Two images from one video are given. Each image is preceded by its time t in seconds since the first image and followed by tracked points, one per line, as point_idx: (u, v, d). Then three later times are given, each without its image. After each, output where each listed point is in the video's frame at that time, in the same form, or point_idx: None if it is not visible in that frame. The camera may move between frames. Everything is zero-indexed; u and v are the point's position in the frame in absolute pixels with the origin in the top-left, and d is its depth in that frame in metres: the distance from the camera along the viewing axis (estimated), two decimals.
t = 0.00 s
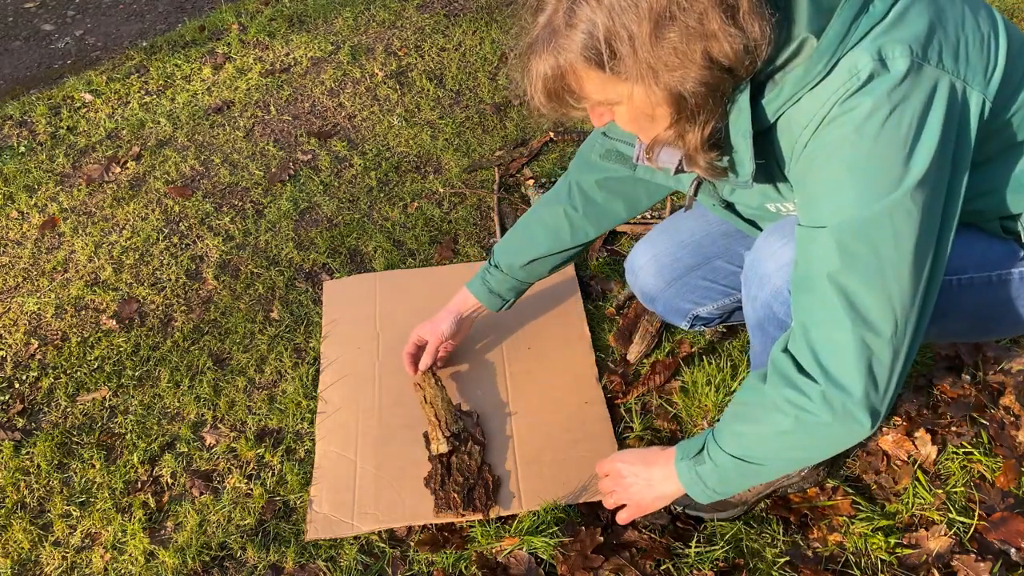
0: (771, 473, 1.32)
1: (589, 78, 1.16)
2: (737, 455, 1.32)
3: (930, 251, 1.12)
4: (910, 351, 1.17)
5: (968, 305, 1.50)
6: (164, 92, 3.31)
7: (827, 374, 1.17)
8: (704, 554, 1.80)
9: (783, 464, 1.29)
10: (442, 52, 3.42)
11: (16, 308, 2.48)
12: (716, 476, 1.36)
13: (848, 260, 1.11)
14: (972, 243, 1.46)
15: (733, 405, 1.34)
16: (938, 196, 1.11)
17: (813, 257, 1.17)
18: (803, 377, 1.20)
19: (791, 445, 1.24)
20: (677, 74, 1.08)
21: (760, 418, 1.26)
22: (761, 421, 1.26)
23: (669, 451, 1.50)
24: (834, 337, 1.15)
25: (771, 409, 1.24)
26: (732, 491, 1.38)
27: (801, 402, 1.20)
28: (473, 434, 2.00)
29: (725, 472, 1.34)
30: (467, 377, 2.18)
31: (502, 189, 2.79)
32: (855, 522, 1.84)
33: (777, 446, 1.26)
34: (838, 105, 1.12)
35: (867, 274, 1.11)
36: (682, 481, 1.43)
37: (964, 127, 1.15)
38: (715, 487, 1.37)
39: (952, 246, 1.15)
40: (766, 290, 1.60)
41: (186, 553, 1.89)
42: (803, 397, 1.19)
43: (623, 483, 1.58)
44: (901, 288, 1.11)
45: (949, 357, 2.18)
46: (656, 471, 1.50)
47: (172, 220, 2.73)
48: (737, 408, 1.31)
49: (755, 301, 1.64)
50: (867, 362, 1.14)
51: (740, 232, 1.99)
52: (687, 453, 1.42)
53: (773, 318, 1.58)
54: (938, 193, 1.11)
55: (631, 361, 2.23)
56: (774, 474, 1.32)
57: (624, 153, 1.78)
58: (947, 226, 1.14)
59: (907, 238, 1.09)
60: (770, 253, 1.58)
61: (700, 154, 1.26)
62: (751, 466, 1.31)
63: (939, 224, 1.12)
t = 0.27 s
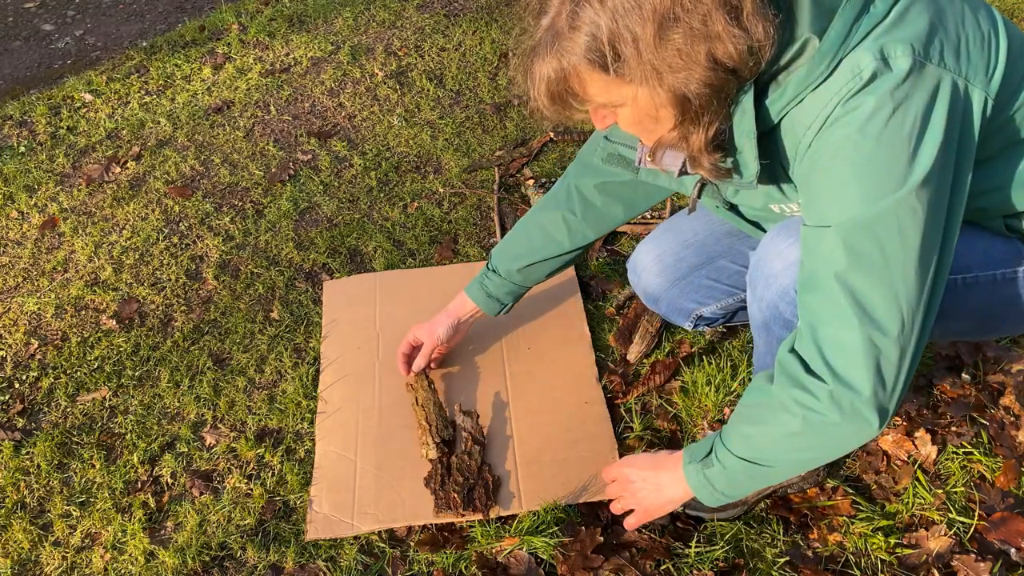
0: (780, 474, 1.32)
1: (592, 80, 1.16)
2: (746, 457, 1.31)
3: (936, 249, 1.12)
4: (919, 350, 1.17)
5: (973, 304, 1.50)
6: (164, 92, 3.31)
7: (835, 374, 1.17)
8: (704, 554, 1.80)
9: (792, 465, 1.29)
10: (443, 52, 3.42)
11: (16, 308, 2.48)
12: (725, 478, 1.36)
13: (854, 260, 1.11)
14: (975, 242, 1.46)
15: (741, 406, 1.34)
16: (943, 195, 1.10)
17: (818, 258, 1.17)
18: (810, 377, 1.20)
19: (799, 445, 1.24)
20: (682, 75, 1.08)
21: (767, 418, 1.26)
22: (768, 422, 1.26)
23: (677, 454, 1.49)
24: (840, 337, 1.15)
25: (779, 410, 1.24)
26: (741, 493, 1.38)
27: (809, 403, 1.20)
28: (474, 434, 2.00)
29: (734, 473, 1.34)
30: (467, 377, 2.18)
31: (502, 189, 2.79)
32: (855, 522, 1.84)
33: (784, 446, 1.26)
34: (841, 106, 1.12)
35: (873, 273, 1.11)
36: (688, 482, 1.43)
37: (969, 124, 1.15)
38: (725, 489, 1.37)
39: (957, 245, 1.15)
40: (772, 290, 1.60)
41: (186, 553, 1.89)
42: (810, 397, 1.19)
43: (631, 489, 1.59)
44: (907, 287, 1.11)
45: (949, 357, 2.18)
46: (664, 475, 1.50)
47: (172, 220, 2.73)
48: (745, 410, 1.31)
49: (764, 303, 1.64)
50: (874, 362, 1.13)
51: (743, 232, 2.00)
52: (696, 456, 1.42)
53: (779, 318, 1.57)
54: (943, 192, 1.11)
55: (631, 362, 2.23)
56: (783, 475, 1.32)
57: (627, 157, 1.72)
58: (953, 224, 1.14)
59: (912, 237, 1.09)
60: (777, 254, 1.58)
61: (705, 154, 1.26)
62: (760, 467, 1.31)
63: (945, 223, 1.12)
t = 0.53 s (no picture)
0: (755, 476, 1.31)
1: (592, 83, 1.16)
2: (721, 457, 1.30)
3: (921, 257, 1.12)
4: (896, 358, 1.17)
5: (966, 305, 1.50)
6: (164, 92, 3.30)
7: (814, 377, 1.17)
8: (704, 554, 1.80)
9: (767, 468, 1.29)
10: (442, 52, 3.42)
11: (16, 308, 2.48)
12: (699, 478, 1.35)
13: (838, 261, 1.11)
14: (969, 243, 1.46)
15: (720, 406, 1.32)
16: (930, 203, 1.11)
17: (803, 259, 1.17)
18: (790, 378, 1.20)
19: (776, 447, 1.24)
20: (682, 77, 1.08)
21: (745, 418, 1.25)
22: (745, 422, 1.25)
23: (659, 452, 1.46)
24: (821, 339, 1.15)
25: (757, 411, 1.23)
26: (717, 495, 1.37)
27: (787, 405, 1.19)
28: (473, 434, 2.01)
29: (709, 474, 1.33)
30: (467, 377, 2.18)
31: (502, 189, 2.78)
32: (855, 522, 1.84)
33: (761, 448, 1.25)
34: (835, 108, 1.12)
35: (855, 277, 1.11)
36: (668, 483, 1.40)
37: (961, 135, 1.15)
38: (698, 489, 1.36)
39: (943, 251, 1.16)
40: (761, 287, 1.60)
41: (186, 553, 1.88)
42: (786, 397, 1.19)
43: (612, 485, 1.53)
44: (889, 294, 1.11)
45: (949, 357, 2.18)
46: (644, 472, 1.46)
47: (172, 220, 2.73)
48: (722, 409, 1.30)
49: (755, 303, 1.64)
50: (853, 367, 1.14)
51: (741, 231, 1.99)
52: (673, 454, 1.39)
53: (768, 315, 1.59)
54: (931, 201, 1.11)
55: (631, 362, 2.23)
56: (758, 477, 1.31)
57: (622, 155, 1.74)
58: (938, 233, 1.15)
59: (897, 243, 1.09)
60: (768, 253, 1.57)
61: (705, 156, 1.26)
62: (735, 469, 1.30)
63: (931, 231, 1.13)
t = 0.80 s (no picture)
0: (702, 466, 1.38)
1: (590, 83, 1.15)
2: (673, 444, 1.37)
3: (877, 274, 1.15)
4: (838, 365, 1.23)
5: (943, 315, 1.51)
6: (163, 92, 3.30)
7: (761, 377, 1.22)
8: (704, 554, 1.80)
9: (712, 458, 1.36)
10: (442, 52, 3.42)
11: (16, 308, 2.47)
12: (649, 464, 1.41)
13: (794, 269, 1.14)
14: (947, 249, 1.49)
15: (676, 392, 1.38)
16: (895, 223, 1.13)
17: (762, 261, 1.20)
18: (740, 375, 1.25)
19: (722, 441, 1.30)
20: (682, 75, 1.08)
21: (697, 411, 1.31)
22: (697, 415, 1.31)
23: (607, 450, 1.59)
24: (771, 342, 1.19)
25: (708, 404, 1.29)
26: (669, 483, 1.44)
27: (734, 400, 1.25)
28: (472, 435, 2.01)
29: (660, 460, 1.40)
30: (467, 377, 2.18)
31: (502, 189, 2.78)
32: (855, 522, 1.84)
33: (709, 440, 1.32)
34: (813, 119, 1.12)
35: (808, 287, 1.14)
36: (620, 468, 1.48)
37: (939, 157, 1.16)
38: (648, 473, 1.43)
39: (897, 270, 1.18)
40: (732, 282, 1.62)
41: (186, 553, 1.88)
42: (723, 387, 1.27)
43: (563, 474, 1.64)
44: (839, 307, 1.15)
45: (949, 358, 2.18)
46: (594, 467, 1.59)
47: (172, 220, 2.73)
48: (678, 395, 1.36)
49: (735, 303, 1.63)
50: (795, 371, 1.20)
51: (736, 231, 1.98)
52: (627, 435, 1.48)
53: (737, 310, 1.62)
54: (895, 221, 1.13)
55: (631, 362, 2.23)
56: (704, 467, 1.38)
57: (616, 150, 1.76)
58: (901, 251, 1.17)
59: (855, 259, 1.12)
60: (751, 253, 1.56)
61: (704, 155, 1.26)
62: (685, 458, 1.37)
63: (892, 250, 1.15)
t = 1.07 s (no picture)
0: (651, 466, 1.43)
1: (574, 93, 1.15)
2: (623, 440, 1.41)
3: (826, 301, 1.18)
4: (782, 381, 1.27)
5: (913, 329, 1.53)
6: (163, 92, 3.30)
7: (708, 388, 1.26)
8: (704, 554, 1.80)
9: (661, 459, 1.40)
10: (442, 52, 3.42)
11: (16, 308, 2.47)
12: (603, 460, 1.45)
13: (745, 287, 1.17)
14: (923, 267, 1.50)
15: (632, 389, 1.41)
16: (850, 254, 1.15)
17: (719, 273, 1.22)
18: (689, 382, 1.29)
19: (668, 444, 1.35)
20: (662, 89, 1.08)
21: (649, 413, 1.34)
22: (648, 419, 1.34)
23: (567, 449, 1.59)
24: (719, 355, 1.23)
25: (659, 409, 1.32)
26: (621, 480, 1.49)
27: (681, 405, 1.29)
28: (472, 433, 1.99)
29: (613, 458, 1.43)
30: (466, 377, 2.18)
31: (502, 189, 2.78)
32: (855, 522, 1.84)
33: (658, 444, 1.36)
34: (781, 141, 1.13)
35: (756, 307, 1.17)
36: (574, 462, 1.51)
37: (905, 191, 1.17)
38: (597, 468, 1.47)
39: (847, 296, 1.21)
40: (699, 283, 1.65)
41: (186, 553, 1.88)
42: (673, 394, 1.30)
43: (529, 467, 1.61)
44: (785, 329, 1.18)
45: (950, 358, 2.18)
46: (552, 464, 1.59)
47: (172, 220, 2.73)
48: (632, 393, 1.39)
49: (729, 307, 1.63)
50: (737, 384, 1.24)
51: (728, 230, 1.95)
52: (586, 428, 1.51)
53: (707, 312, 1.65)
54: (849, 253, 1.15)
55: (631, 362, 2.23)
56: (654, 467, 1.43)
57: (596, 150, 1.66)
58: (854, 279, 1.20)
59: (805, 285, 1.15)
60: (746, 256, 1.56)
61: (683, 168, 1.27)
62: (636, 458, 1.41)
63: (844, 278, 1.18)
